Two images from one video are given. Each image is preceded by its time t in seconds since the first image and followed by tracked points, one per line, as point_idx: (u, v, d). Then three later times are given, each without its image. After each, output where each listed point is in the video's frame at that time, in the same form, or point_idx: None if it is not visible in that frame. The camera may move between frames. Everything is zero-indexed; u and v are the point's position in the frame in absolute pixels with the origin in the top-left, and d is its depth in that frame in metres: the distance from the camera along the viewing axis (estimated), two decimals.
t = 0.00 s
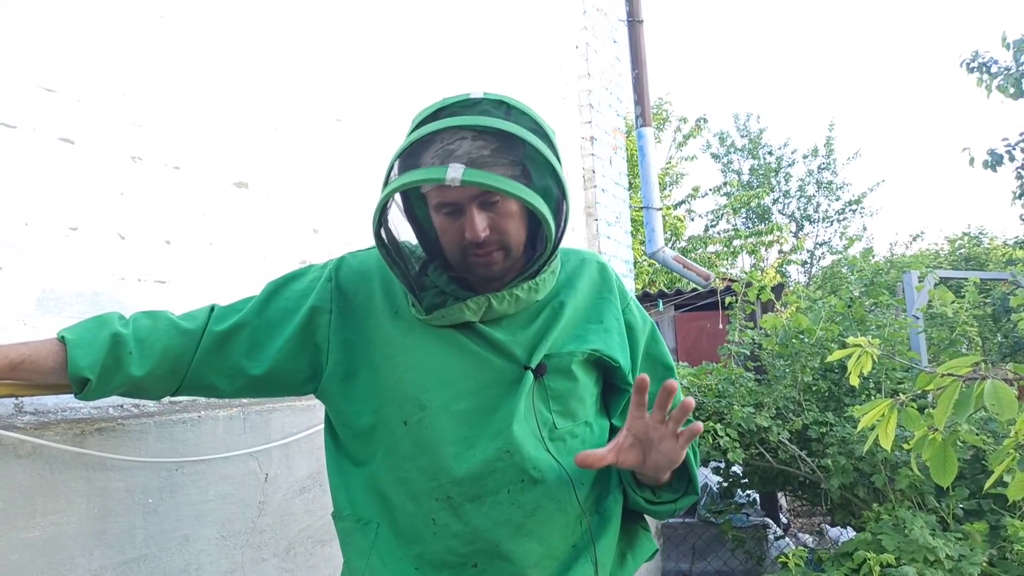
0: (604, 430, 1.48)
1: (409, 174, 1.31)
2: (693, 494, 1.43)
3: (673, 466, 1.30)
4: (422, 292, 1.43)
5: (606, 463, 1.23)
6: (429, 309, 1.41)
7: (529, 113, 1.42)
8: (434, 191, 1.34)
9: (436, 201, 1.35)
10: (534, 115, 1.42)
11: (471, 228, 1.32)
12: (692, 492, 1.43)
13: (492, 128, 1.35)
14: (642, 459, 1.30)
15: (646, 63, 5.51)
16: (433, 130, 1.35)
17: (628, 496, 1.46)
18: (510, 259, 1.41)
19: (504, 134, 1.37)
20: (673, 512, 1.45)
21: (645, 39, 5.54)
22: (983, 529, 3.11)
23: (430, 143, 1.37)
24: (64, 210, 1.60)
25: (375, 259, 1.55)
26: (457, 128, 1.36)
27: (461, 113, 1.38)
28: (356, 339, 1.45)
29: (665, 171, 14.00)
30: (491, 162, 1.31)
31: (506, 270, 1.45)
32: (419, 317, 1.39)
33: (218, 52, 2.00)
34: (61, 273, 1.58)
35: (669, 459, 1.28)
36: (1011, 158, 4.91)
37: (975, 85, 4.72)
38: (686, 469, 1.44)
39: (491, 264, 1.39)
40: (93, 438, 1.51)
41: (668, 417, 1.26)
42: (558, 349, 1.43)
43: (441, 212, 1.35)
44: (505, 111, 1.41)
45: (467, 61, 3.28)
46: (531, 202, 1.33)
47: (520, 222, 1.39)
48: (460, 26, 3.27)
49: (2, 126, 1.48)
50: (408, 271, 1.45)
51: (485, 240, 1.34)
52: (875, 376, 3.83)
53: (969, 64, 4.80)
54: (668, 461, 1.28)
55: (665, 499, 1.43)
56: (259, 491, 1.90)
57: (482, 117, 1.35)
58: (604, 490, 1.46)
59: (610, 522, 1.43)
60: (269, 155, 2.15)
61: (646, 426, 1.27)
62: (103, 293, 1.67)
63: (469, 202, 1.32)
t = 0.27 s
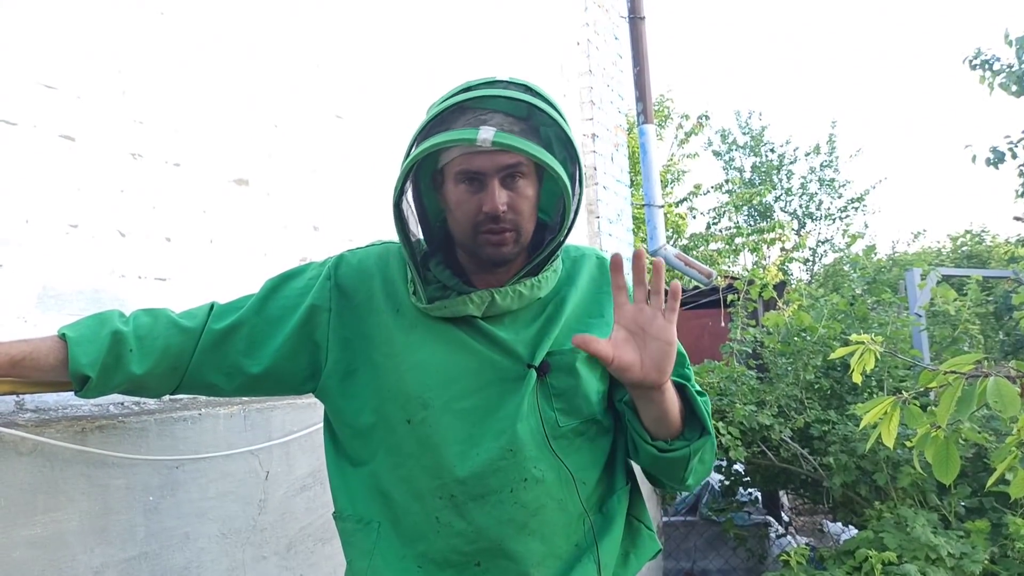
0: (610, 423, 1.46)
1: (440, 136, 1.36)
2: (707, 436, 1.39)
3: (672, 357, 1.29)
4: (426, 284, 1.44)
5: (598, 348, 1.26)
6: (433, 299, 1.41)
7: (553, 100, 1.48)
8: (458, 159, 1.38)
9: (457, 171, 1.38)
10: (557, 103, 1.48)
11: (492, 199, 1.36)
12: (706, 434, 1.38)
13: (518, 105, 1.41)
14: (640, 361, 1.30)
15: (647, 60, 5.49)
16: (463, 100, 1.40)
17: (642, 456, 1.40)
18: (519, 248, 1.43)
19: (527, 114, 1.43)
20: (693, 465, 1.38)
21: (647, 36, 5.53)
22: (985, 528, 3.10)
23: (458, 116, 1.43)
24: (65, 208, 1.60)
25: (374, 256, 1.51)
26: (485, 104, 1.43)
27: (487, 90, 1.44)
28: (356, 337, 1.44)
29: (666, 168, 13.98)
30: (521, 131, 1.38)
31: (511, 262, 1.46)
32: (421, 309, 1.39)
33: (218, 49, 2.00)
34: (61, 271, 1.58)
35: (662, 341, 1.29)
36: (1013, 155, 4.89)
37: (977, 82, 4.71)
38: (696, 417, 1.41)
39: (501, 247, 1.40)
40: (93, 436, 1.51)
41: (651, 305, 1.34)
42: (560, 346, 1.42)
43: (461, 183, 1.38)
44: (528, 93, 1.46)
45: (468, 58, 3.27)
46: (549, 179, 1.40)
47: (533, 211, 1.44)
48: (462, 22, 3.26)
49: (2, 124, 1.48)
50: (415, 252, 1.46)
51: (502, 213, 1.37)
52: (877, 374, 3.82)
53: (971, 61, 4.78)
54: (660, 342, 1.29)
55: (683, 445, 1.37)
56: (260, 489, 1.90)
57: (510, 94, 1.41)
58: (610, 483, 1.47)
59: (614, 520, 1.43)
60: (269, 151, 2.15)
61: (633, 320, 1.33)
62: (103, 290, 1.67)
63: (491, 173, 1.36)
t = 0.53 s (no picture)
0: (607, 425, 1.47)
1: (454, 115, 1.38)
2: (715, 456, 1.40)
3: (697, 389, 1.30)
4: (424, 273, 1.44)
5: (629, 386, 1.24)
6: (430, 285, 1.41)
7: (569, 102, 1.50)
8: (470, 142, 1.40)
9: (467, 154, 1.40)
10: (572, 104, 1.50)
11: (498, 183, 1.37)
12: (716, 453, 1.40)
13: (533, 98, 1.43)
14: (665, 392, 1.29)
15: (648, 58, 5.48)
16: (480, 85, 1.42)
17: (649, 473, 1.40)
18: (518, 239, 1.43)
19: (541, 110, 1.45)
20: (700, 483, 1.40)
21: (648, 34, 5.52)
22: (987, 526, 3.10)
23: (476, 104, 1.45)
24: (66, 206, 1.60)
25: (374, 256, 1.51)
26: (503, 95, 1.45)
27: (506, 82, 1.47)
28: (355, 336, 1.44)
29: (667, 167, 13.97)
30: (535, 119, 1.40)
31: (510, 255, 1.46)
32: (417, 292, 1.39)
33: (219, 47, 2.00)
34: (62, 269, 1.58)
35: (690, 374, 1.29)
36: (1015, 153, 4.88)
37: (979, 80, 4.70)
38: (705, 435, 1.42)
39: (502, 234, 1.39)
40: (95, 435, 1.51)
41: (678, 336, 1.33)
42: (557, 345, 1.42)
43: (469, 166, 1.40)
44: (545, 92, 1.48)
45: (468, 57, 3.27)
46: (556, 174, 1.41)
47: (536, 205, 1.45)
48: (462, 20, 3.25)
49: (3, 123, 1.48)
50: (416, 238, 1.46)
51: (507, 198, 1.38)
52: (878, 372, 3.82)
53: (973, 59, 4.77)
54: (688, 376, 1.29)
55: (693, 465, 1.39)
56: (261, 488, 1.90)
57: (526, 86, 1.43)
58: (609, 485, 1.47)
59: (612, 521, 1.43)
60: (270, 150, 2.15)
61: (660, 352, 1.32)
62: (104, 289, 1.66)
63: (501, 156, 1.38)
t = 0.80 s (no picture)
0: (607, 426, 1.47)
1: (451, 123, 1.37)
2: (708, 460, 1.40)
3: (693, 393, 1.30)
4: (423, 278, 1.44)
5: (628, 390, 1.24)
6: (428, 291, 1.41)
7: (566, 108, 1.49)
8: (467, 148, 1.39)
9: (464, 160, 1.40)
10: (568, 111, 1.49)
11: (495, 188, 1.37)
12: (707, 458, 1.40)
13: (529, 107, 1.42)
14: (662, 395, 1.29)
15: (647, 59, 5.48)
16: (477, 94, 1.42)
17: (642, 476, 1.40)
18: (517, 244, 1.42)
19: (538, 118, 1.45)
20: (691, 488, 1.40)
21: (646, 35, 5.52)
22: (985, 526, 3.10)
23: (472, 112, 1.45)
24: (63, 208, 1.59)
25: (373, 259, 1.51)
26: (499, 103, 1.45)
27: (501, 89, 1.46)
28: (354, 339, 1.44)
29: (666, 167, 13.98)
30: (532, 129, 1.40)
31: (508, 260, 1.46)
32: (416, 299, 1.39)
33: (217, 49, 1.99)
34: (60, 271, 1.58)
35: (687, 377, 1.29)
36: (1013, 153, 4.89)
37: (977, 80, 4.70)
38: (698, 440, 1.42)
39: (500, 239, 1.39)
40: (92, 437, 1.51)
41: (675, 338, 1.33)
42: (557, 346, 1.42)
43: (466, 171, 1.39)
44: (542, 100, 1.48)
45: (466, 58, 3.27)
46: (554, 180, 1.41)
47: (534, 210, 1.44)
48: (461, 21, 3.25)
49: None
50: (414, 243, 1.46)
51: (504, 203, 1.37)
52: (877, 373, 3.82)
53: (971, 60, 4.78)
54: (686, 380, 1.29)
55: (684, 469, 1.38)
56: (260, 490, 1.90)
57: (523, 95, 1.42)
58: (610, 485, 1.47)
59: (614, 521, 1.42)
60: (268, 151, 2.14)
61: (658, 354, 1.32)
62: (101, 291, 1.66)
63: (498, 161, 1.38)
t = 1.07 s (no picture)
0: (602, 425, 1.47)
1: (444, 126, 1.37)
2: (706, 455, 1.39)
3: (690, 389, 1.30)
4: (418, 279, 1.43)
5: (627, 386, 1.24)
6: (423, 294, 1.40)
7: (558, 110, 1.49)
8: (461, 150, 1.39)
9: (458, 161, 1.39)
10: (560, 112, 1.49)
11: (490, 189, 1.36)
12: (705, 453, 1.39)
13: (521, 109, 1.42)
14: (659, 391, 1.29)
15: (644, 59, 5.48)
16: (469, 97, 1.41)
17: (641, 474, 1.40)
18: (512, 244, 1.42)
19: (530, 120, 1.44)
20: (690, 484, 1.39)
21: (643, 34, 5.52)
22: (982, 525, 3.11)
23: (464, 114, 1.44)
24: (57, 208, 1.59)
25: (367, 260, 1.50)
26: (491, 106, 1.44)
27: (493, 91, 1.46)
28: (350, 340, 1.43)
29: (663, 167, 13.99)
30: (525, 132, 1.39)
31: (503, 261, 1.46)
32: (412, 301, 1.39)
33: (212, 48, 1.99)
34: (55, 272, 1.57)
35: (684, 374, 1.29)
36: (1009, 152, 4.90)
37: (973, 79, 4.71)
38: (696, 436, 1.41)
39: (495, 240, 1.39)
40: (87, 438, 1.50)
41: (672, 335, 1.33)
42: (552, 346, 1.42)
43: (460, 173, 1.39)
44: (534, 102, 1.47)
45: (463, 58, 3.26)
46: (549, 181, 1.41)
47: (528, 211, 1.44)
48: (457, 21, 3.25)
49: None
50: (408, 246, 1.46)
51: (499, 204, 1.37)
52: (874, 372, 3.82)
53: (967, 58, 4.78)
54: (683, 376, 1.29)
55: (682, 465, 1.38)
56: (256, 490, 1.89)
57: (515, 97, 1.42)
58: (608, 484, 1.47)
59: (612, 520, 1.42)
60: (264, 151, 2.14)
61: (656, 351, 1.32)
62: (96, 291, 1.65)
63: (493, 162, 1.38)
